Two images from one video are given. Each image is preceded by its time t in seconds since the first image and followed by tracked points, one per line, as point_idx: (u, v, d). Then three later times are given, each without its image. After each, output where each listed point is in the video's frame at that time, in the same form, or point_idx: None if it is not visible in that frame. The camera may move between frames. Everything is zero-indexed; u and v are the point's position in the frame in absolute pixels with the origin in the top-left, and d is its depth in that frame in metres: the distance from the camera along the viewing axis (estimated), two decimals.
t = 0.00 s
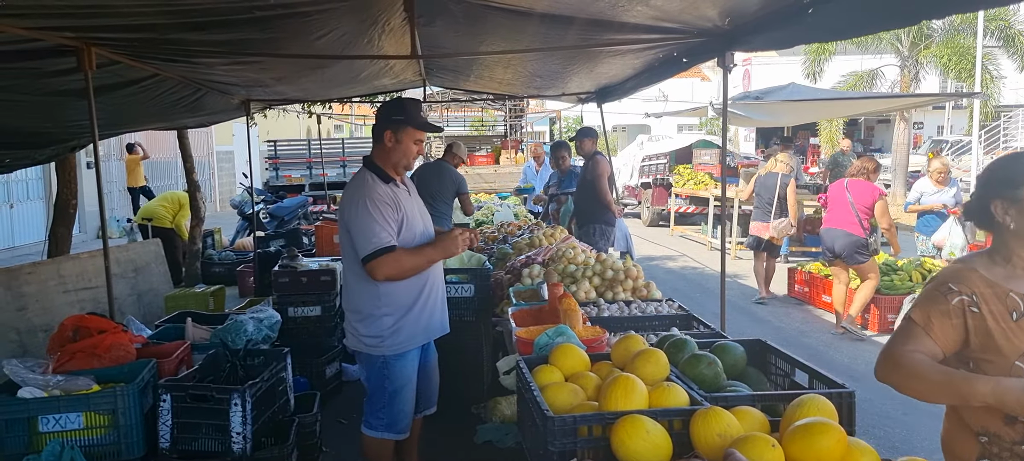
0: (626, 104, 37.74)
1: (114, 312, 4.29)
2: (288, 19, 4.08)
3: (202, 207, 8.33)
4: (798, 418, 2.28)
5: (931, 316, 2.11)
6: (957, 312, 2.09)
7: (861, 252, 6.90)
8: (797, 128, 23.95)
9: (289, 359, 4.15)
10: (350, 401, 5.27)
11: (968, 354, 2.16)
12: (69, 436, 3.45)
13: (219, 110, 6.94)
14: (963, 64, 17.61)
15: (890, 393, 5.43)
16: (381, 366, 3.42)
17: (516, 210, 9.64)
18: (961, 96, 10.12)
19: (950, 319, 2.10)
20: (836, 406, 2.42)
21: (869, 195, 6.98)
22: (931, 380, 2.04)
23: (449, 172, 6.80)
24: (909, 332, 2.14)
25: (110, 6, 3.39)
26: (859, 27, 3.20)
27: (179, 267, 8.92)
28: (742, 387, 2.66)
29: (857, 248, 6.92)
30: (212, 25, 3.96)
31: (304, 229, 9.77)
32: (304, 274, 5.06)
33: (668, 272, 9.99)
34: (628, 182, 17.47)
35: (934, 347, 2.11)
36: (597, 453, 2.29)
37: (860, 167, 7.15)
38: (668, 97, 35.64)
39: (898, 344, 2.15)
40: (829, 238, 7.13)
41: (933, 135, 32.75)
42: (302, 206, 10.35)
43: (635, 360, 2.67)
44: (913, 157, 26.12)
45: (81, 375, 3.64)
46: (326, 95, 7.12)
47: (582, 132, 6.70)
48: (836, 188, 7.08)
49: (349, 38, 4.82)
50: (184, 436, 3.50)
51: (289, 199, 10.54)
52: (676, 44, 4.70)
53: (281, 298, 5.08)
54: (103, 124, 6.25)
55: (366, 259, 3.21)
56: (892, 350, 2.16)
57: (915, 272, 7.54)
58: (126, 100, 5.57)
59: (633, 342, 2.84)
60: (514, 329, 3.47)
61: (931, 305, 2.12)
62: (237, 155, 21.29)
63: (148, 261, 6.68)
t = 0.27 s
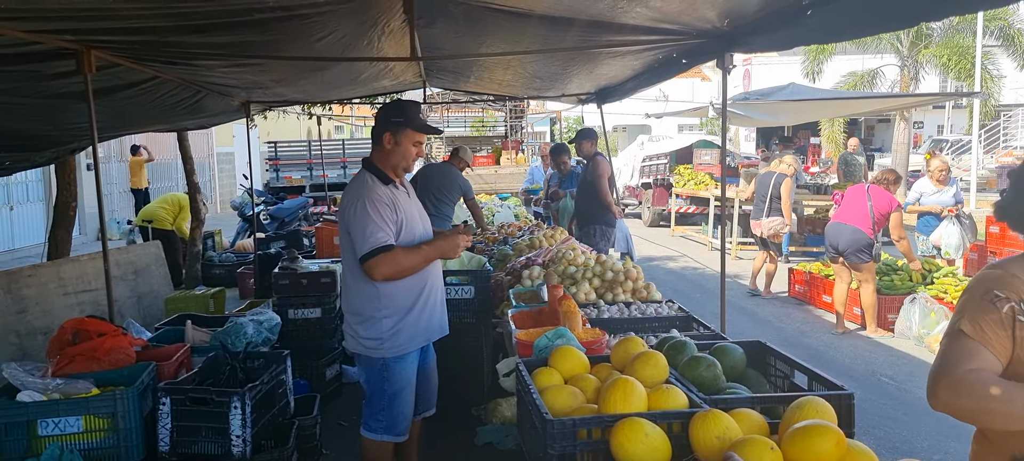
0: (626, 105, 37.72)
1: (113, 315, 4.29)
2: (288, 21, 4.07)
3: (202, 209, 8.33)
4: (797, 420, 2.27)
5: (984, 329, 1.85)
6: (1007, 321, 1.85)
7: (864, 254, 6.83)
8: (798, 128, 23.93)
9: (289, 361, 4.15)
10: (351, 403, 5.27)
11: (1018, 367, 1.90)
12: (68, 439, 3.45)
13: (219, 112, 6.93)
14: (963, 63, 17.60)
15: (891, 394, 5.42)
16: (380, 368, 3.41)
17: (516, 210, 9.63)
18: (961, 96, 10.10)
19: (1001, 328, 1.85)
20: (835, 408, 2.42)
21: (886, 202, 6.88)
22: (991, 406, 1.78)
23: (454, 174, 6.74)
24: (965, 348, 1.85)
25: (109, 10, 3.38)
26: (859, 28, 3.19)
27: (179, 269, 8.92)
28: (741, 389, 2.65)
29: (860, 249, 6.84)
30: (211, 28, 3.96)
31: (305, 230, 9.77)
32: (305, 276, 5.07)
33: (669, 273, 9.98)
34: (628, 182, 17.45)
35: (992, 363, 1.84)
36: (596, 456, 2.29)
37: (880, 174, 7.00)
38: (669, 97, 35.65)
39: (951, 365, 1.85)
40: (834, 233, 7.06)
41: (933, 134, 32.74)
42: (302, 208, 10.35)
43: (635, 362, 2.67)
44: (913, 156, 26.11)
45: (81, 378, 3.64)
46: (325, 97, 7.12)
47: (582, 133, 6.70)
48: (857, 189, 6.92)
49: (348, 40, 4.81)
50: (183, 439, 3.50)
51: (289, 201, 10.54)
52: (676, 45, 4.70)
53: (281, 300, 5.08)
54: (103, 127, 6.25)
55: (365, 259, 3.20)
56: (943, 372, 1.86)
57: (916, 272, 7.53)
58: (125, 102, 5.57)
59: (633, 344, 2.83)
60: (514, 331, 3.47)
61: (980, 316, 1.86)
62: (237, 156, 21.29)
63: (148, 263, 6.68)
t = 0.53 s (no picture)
0: (623, 104, 37.72)
1: (107, 317, 4.28)
2: (281, 22, 4.06)
3: (197, 211, 8.31)
4: (789, 421, 2.27)
5: None
6: None
7: (869, 254, 6.79)
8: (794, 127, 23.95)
9: (283, 363, 4.13)
10: (346, 404, 5.26)
11: None
12: (61, 443, 3.44)
13: (214, 113, 6.91)
14: (958, 62, 17.64)
15: (886, 393, 5.42)
16: (373, 370, 3.41)
17: (511, 210, 9.63)
18: (956, 95, 10.12)
19: None
20: (828, 409, 2.42)
21: (895, 211, 6.93)
22: None
23: (452, 175, 6.72)
24: None
25: (101, 11, 3.37)
26: (853, 28, 3.19)
27: (175, 270, 8.90)
28: (734, 390, 2.65)
29: (866, 248, 6.78)
30: (204, 29, 3.95)
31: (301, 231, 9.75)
32: (299, 277, 5.05)
33: (665, 272, 9.98)
34: (625, 182, 17.45)
35: None
36: (588, 458, 2.29)
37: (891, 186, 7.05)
38: (666, 96, 35.68)
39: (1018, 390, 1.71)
40: (842, 228, 6.96)
41: (929, 133, 32.82)
42: (299, 208, 10.33)
43: (628, 363, 2.67)
44: (909, 155, 26.16)
45: (74, 381, 3.63)
46: (320, 97, 7.10)
47: (578, 134, 6.70)
48: (873, 191, 6.89)
49: (342, 40, 4.80)
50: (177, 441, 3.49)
51: (285, 201, 10.52)
52: (670, 45, 4.70)
53: (276, 301, 5.07)
54: (97, 128, 6.23)
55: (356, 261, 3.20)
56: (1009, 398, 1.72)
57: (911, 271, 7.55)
58: (119, 104, 5.55)
59: (626, 345, 2.83)
60: (508, 332, 3.46)
61: None
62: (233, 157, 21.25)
63: (143, 265, 6.67)
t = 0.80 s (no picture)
0: (620, 105, 37.75)
1: (100, 318, 4.27)
2: (274, 23, 4.06)
3: (192, 211, 8.30)
4: (778, 421, 2.28)
5: None
6: None
7: (870, 254, 6.80)
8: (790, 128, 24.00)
9: (276, 364, 4.12)
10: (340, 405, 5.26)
11: None
12: (52, 444, 3.43)
13: (209, 113, 6.90)
14: (953, 64, 17.67)
15: (879, 393, 5.43)
16: (365, 370, 3.40)
17: (507, 211, 9.63)
18: (950, 96, 10.14)
19: None
20: (817, 409, 2.43)
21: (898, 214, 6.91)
22: None
23: (446, 176, 6.74)
24: None
25: (94, 11, 3.36)
26: (843, 29, 3.20)
27: (170, 271, 8.89)
28: (725, 390, 2.65)
29: (867, 247, 6.79)
30: (197, 30, 3.94)
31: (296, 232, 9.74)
32: (294, 277, 5.04)
33: (660, 273, 9.99)
34: (621, 182, 17.46)
35: None
36: (579, 458, 2.29)
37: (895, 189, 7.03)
38: (662, 97, 35.76)
39: None
40: (845, 227, 6.94)
41: (925, 134, 32.90)
42: (294, 209, 10.32)
43: (619, 364, 2.67)
44: (905, 156, 26.21)
45: (66, 382, 3.62)
46: (316, 98, 7.09)
47: (572, 134, 6.70)
48: (879, 192, 6.87)
49: (336, 41, 4.80)
50: (168, 442, 3.48)
51: (281, 202, 10.51)
52: (664, 46, 4.70)
53: (270, 302, 5.04)
54: (90, 129, 6.22)
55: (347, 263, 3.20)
56: None
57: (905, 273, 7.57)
58: (112, 104, 5.54)
59: (618, 346, 2.84)
60: (500, 332, 3.46)
61: None
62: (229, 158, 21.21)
63: (137, 266, 6.66)
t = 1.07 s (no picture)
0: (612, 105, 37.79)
1: (86, 319, 4.25)
2: (261, 22, 4.05)
3: (182, 212, 8.26)
4: (759, 418, 2.30)
5: None
6: None
7: (861, 252, 6.81)
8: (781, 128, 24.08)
9: (263, 364, 4.11)
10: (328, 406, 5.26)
11: None
12: (36, 446, 3.42)
13: (197, 113, 6.87)
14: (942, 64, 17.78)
15: (867, 391, 5.46)
16: (352, 370, 3.40)
17: (498, 211, 9.63)
18: (938, 96, 10.20)
19: None
20: (799, 407, 2.44)
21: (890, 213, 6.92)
22: None
23: (435, 175, 6.76)
24: None
25: (78, 10, 3.34)
26: (828, 29, 3.22)
27: (159, 271, 8.85)
28: (709, 389, 2.66)
29: (858, 246, 6.80)
30: (183, 29, 3.93)
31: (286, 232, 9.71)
32: (283, 278, 5.00)
33: (650, 273, 10.01)
34: (613, 182, 17.48)
35: None
36: (561, 457, 2.29)
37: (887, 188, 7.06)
38: (654, 97, 35.86)
39: None
40: (837, 227, 6.99)
41: (915, 134, 33.09)
42: (285, 209, 10.29)
43: (603, 363, 2.68)
44: (895, 156, 26.34)
45: (50, 384, 3.61)
46: (305, 97, 7.07)
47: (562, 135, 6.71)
48: (870, 192, 6.91)
49: (325, 40, 4.79)
50: (154, 444, 3.47)
51: (271, 202, 10.47)
52: (652, 46, 4.71)
53: (259, 302, 5.02)
54: (78, 129, 6.18)
55: (330, 263, 3.20)
56: None
57: (893, 271, 7.61)
58: (99, 104, 5.51)
59: (602, 345, 2.84)
60: (487, 332, 3.47)
61: None
62: (220, 158, 21.11)
63: (126, 266, 6.63)
